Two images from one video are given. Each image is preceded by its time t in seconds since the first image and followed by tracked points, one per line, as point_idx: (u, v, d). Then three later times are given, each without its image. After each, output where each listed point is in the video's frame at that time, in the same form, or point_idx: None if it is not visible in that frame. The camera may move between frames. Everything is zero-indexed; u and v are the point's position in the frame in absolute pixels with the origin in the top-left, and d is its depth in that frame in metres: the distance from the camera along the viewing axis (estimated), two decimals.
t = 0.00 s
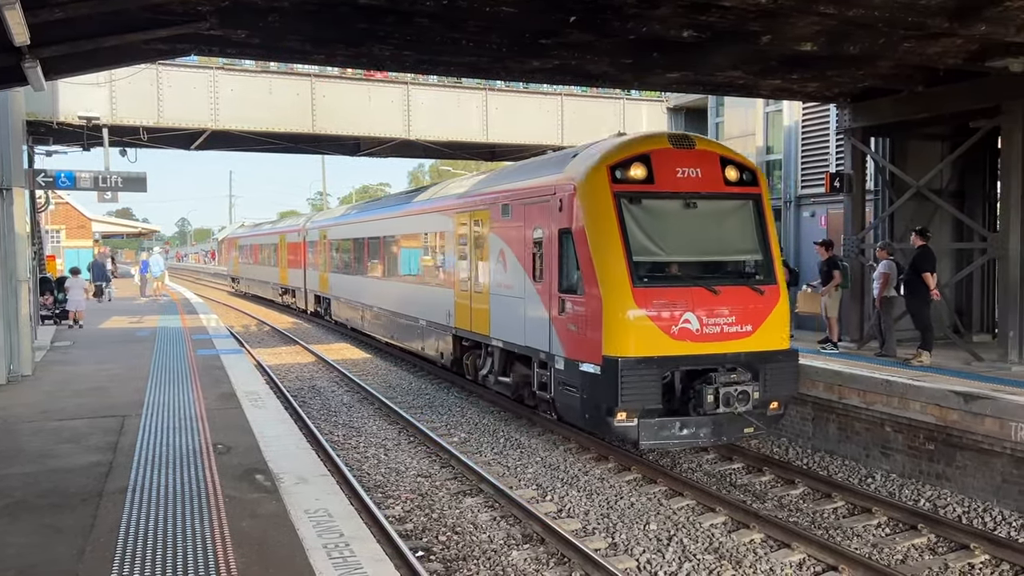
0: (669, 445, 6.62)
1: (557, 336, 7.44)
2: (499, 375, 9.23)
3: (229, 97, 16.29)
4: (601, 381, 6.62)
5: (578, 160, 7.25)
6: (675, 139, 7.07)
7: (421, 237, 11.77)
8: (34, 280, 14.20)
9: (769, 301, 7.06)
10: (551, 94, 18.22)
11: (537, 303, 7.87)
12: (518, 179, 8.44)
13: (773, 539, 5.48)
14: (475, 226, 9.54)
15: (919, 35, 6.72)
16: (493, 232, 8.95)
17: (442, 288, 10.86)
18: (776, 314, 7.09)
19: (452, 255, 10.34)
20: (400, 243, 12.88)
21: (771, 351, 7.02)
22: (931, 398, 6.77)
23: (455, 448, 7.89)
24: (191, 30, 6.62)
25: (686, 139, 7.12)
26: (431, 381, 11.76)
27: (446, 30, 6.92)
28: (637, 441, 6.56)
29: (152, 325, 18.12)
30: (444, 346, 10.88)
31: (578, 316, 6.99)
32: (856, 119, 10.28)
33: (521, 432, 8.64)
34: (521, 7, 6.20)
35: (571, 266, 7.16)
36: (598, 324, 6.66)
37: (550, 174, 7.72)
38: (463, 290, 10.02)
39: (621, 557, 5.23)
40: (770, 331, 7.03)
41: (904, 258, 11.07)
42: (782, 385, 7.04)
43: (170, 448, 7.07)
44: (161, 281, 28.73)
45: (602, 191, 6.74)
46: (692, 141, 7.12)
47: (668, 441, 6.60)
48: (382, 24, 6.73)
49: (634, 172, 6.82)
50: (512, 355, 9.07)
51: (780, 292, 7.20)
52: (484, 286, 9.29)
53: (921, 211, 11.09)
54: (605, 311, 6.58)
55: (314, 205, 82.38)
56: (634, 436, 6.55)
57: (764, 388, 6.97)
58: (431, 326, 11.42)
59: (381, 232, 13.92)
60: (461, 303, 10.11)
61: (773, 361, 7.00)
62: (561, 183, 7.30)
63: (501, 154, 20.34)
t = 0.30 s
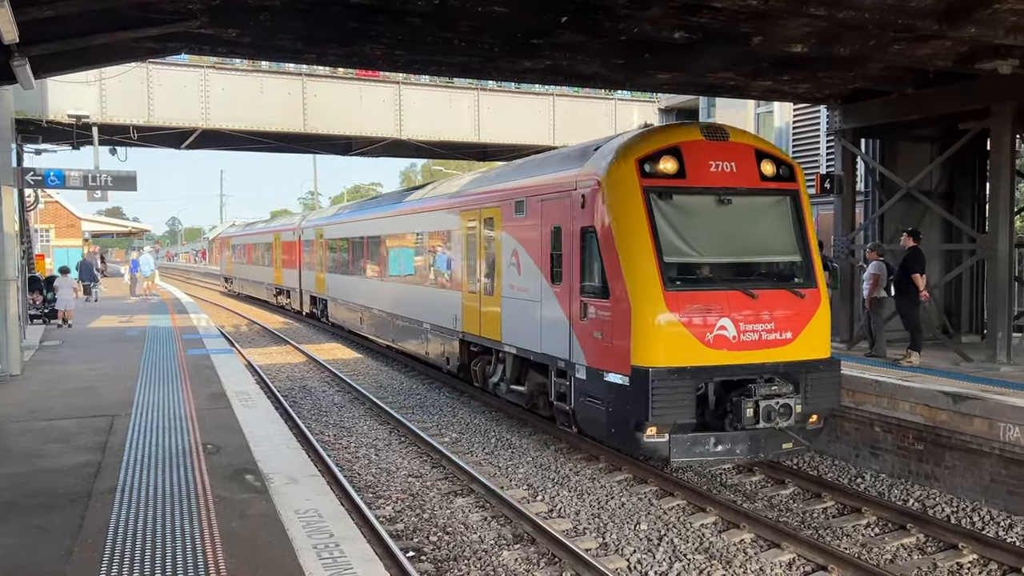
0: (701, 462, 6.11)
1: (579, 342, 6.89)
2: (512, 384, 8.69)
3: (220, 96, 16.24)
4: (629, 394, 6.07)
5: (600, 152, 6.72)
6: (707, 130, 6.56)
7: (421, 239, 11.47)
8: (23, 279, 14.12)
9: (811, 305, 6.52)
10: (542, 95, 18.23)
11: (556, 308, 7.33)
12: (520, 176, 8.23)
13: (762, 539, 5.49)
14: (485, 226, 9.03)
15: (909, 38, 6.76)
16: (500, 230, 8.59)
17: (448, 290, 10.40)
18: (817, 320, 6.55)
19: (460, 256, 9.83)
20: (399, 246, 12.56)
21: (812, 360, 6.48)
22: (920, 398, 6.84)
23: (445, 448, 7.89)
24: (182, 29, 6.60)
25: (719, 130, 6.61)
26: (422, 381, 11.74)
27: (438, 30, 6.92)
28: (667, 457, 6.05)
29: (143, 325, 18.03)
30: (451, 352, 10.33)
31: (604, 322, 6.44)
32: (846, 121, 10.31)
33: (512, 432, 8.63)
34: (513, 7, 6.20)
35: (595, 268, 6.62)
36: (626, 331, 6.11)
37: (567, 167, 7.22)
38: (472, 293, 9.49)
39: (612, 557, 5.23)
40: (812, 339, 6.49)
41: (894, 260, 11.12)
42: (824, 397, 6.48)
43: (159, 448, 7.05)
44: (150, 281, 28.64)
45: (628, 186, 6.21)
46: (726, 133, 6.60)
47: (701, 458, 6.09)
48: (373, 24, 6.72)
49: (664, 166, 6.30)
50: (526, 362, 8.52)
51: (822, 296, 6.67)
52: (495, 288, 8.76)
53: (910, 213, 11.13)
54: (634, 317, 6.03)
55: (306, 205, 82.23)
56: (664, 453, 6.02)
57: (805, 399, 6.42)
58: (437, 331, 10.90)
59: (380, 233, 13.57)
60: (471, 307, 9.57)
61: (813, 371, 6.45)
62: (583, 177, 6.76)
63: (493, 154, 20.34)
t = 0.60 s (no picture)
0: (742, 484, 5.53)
1: (607, 351, 6.34)
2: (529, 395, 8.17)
3: (211, 95, 16.19)
4: (666, 409, 5.53)
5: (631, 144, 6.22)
6: (749, 121, 6.04)
7: (421, 240, 11.17)
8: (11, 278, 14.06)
9: (861, 312, 5.96)
10: (534, 96, 18.24)
11: (581, 313, 6.78)
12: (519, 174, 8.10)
13: (752, 539, 5.50)
14: (499, 225, 8.50)
15: (898, 40, 6.79)
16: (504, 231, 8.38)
17: (456, 293, 9.88)
18: (868, 328, 5.98)
19: (472, 258, 9.29)
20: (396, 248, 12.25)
21: (863, 372, 5.91)
22: (909, 399, 6.90)
23: (436, 448, 7.90)
24: (171, 28, 6.57)
25: (760, 121, 6.09)
26: (413, 381, 11.73)
27: (429, 30, 6.91)
28: (707, 479, 5.47)
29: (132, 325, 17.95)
30: (463, 360, 9.76)
31: (637, 330, 5.89)
32: (836, 123, 10.34)
33: (503, 433, 8.62)
34: (504, 8, 6.20)
35: (626, 270, 6.08)
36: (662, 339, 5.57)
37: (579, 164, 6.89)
38: (485, 297, 8.93)
39: (602, 557, 5.23)
40: (863, 349, 5.93)
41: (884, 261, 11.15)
42: (873, 411, 5.91)
43: (148, 448, 7.02)
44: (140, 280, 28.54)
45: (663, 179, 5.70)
46: (768, 124, 6.08)
47: (743, 480, 5.55)
48: (365, 23, 6.70)
49: (702, 159, 5.78)
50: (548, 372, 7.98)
51: (873, 302, 6.10)
52: (510, 291, 8.25)
53: (900, 214, 11.15)
54: (672, 324, 5.49)
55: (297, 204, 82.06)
56: (704, 474, 5.45)
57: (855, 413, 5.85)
58: (446, 337, 10.36)
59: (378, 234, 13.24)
60: (483, 311, 9.02)
61: (864, 384, 5.89)
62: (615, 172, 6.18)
63: (484, 154, 20.34)
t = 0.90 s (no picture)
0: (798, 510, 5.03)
1: (643, 361, 5.81)
2: (549, 408, 7.58)
3: (201, 95, 16.14)
4: (715, 429, 5.01)
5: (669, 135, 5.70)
6: (801, 109, 5.51)
7: (420, 242, 10.91)
8: None
9: (926, 320, 5.47)
10: (526, 97, 18.26)
11: (612, 320, 6.22)
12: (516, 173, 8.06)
13: (742, 540, 5.50)
14: (517, 223, 7.94)
15: (888, 44, 6.83)
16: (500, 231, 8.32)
17: (465, 295, 9.37)
18: (932, 338, 5.50)
19: (486, 259, 8.74)
20: (393, 249, 12.02)
21: (927, 387, 5.43)
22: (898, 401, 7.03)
23: (427, 449, 7.89)
24: (161, 27, 6.56)
25: (813, 109, 5.56)
26: (404, 382, 11.73)
27: (421, 30, 6.90)
28: (758, 506, 4.96)
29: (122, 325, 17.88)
30: (475, 370, 9.17)
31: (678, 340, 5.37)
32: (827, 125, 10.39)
33: (495, 434, 8.61)
34: (496, 9, 6.20)
35: (666, 275, 5.54)
36: (710, 352, 5.05)
37: (579, 164, 6.79)
38: (501, 301, 8.35)
39: (593, 558, 5.24)
40: (926, 361, 5.45)
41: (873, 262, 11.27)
42: (939, 429, 5.44)
43: (137, 448, 7.00)
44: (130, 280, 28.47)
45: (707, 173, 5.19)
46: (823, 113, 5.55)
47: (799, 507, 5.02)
48: (356, 23, 6.69)
49: (751, 150, 5.26)
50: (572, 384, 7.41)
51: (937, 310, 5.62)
52: (529, 295, 7.68)
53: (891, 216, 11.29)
54: (721, 336, 4.96)
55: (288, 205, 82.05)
56: (755, 501, 4.94)
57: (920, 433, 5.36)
58: (454, 344, 9.78)
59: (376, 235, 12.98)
60: (498, 317, 8.45)
61: (930, 399, 5.42)
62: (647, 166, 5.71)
63: (476, 155, 20.35)
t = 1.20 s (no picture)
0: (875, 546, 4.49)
1: (691, 375, 5.21)
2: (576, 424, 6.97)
3: (193, 94, 16.07)
4: (779, 453, 4.46)
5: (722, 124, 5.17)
6: (871, 95, 4.95)
7: (423, 246, 10.51)
8: None
9: (1012, 332, 4.85)
10: (518, 98, 18.27)
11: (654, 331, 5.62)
12: (514, 172, 8.01)
13: (732, 541, 5.49)
14: (542, 223, 7.34)
15: (881, 47, 6.84)
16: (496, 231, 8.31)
17: (480, 302, 8.80)
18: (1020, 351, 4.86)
19: (506, 262, 8.13)
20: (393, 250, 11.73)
21: (1013, 407, 4.81)
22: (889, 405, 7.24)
23: (418, 450, 7.88)
24: (153, 26, 6.54)
25: (886, 96, 5.01)
26: (395, 383, 11.71)
27: (413, 31, 6.90)
28: (828, 541, 4.46)
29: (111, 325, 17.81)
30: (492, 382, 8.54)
31: (736, 352, 4.78)
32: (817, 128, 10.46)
33: (487, 435, 8.59)
34: (488, 10, 6.21)
35: (721, 279, 4.95)
36: (776, 366, 4.46)
37: (580, 163, 6.71)
38: (523, 308, 7.73)
39: (584, 560, 5.24)
40: (1014, 376, 4.81)
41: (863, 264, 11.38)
42: None
43: (126, 449, 6.98)
44: (119, 280, 28.42)
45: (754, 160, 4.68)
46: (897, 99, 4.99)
47: (874, 543, 4.49)
48: (349, 24, 6.69)
49: (819, 140, 4.72)
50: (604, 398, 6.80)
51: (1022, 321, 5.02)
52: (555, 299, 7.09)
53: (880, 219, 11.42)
54: (791, 348, 4.37)
55: (279, 205, 81.90)
56: (824, 535, 4.44)
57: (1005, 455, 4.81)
58: (466, 352, 9.18)
59: (375, 237, 12.61)
60: (519, 325, 7.84)
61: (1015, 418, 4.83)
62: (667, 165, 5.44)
63: (467, 156, 20.37)
